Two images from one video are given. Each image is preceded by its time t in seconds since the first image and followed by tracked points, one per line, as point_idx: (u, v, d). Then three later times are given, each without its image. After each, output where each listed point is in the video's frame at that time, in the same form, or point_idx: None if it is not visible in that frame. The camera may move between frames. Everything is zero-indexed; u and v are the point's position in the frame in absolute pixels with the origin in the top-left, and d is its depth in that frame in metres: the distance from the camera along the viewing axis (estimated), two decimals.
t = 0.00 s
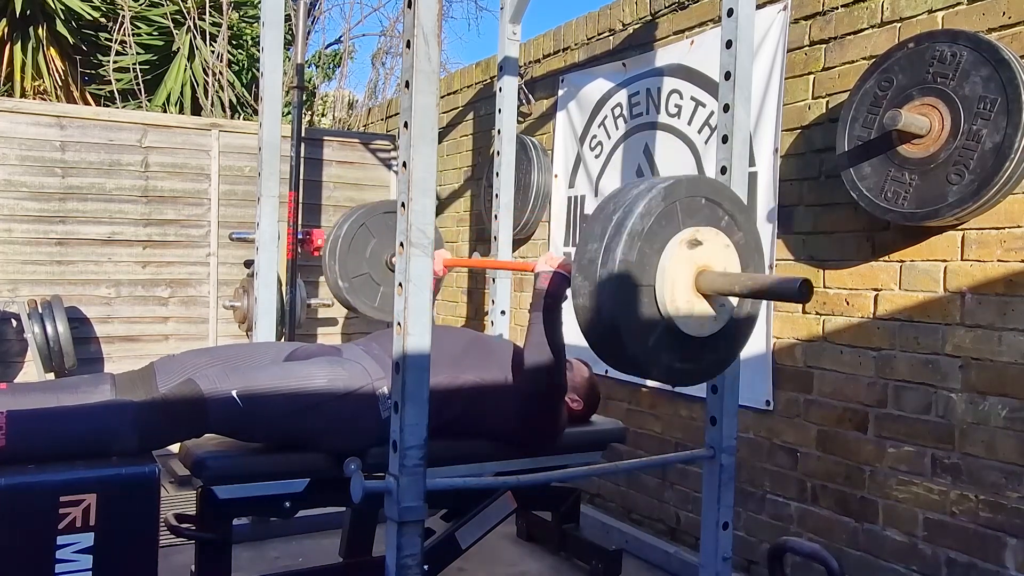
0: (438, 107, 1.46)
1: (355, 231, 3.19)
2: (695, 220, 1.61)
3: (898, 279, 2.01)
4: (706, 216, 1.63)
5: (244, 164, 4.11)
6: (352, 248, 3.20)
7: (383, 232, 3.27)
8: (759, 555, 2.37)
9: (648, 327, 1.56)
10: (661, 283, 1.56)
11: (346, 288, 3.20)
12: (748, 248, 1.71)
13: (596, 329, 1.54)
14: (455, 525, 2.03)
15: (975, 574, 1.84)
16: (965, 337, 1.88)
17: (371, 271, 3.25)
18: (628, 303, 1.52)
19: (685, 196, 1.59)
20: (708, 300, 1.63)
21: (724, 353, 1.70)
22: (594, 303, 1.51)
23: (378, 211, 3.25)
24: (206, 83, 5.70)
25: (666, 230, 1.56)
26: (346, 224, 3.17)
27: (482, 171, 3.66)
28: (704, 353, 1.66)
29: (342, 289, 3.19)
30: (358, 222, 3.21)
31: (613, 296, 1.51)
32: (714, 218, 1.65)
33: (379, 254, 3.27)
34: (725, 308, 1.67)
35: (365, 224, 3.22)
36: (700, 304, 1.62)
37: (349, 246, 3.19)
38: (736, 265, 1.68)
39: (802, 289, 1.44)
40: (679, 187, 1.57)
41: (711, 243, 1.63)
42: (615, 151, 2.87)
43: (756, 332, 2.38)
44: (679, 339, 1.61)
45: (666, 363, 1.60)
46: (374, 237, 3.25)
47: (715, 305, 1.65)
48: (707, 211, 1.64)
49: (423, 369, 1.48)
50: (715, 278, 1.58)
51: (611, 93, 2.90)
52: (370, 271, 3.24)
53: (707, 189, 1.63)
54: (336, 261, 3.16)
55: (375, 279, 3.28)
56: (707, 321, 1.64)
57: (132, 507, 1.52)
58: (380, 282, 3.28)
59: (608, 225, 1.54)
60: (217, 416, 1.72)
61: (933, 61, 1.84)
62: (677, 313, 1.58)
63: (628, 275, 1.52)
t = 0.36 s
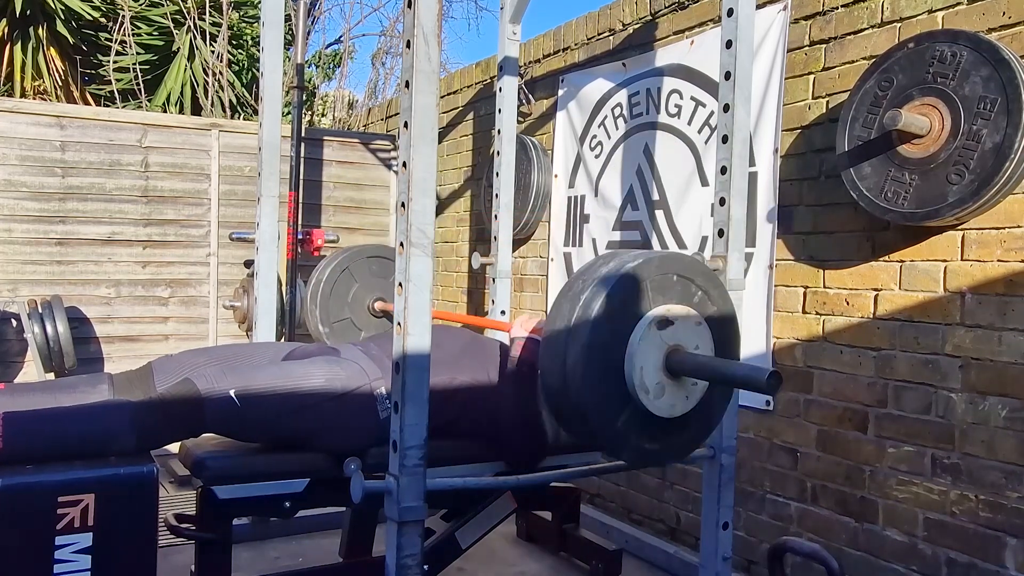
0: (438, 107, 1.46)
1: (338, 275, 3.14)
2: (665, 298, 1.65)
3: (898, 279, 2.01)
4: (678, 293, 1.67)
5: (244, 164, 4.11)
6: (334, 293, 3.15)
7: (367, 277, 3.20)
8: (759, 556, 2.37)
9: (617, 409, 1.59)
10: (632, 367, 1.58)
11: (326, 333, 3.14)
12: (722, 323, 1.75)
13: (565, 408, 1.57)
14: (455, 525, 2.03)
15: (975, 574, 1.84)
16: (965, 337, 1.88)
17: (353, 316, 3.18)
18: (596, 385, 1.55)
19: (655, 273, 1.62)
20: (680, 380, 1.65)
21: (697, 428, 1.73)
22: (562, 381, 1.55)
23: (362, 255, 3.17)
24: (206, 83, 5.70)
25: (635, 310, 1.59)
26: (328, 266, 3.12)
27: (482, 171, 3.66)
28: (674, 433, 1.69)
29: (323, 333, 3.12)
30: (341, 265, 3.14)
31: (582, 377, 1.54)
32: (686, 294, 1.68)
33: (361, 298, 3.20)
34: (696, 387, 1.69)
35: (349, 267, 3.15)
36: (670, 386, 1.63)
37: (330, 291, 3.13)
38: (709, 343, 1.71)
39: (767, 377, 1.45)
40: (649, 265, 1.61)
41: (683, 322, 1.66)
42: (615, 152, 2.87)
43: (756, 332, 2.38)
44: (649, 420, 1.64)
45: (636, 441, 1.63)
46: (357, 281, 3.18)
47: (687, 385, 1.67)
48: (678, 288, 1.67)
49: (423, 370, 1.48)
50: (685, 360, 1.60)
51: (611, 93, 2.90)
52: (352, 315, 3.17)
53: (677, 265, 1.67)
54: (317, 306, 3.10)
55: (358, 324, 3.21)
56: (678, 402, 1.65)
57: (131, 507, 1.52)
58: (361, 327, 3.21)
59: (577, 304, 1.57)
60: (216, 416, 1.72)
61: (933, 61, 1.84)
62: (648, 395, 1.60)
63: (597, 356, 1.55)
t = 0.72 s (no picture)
0: (438, 107, 1.46)
1: (340, 264, 3.11)
2: (668, 276, 1.63)
3: (898, 279, 2.01)
4: (681, 271, 1.65)
5: (244, 164, 4.11)
6: (337, 281, 3.12)
7: (369, 265, 3.18)
8: (759, 555, 2.37)
9: (618, 388, 1.58)
10: (635, 342, 1.57)
11: (329, 322, 3.11)
12: (724, 301, 1.73)
13: (566, 387, 1.55)
14: (455, 525, 2.03)
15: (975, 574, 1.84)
16: (965, 337, 1.88)
17: (356, 304, 3.15)
18: (598, 363, 1.54)
19: (658, 251, 1.60)
20: (683, 357, 1.64)
21: (699, 406, 1.72)
22: (565, 361, 1.53)
23: (364, 243, 3.15)
24: (206, 83, 5.70)
25: (638, 288, 1.58)
26: (331, 255, 3.09)
27: (482, 171, 3.66)
28: (675, 413, 1.68)
29: (325, 322, 3.10)
30: (343, 254, 3.12)
31: (583, 357, 1.52)
32: (688, 272, 1.66)
33: (364, 287, 3.17)
34: (699, 365, 1.68)
35: (351, 257, 3.14)
36: (673, 362, 1.62)
37: (333, 280, 3.11)
38: (712, 320, 1.69)
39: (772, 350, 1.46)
40: (652, 243, 1.58)
41: (685, 299, 1.64)
42: (615, 151, 2.87)
43: (756, 332, 2.38)
44: (652, 396, 1.63)
45: (638, 420, 1.61)
46: (360, 269, 3.16)
47: (690, 362, 1.66)
48: (681, 266, 1.65)
49: (423, 370, 1.48)
50: (689, 336, 1.60)
51: (611, 93, 2.90)
52: (355, 304, 3.14)
53: (680, 243, 1.64)
54: (319, 295, 3.08)
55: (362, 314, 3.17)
56: (681, 379, 1.65)
57: (131, 507, 1.52)
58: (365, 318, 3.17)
59: (580, 282, 1.54)
60: (216, 415, 1.72)
61: (933, 61, 1.84)
62: (651, 371, 1.59)
63: (598, 335, 1.53)
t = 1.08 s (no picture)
0: (438, 107, 1.46)
1: (354, 203, 3.22)
2: (689, 170, 1.61)
3: (898, 279, 2.01)
4: (701, 167, 1.64)
5: (244, 164, 4.11)
6: (350, 221, 3.23)
7: (381, 205, 3.30)
8: (759, 555, 2.37)
9: (641, 278, 1.56)
10: (655, 232, 1.56)
11: (344, 260, 3.23)
12: (742, 201, 1.71)
13: (590, 278, 1.53)
14: (455, 525, 2.03)
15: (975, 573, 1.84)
16: (964, 338, 1.88)
17: (369, 243, 3.27)
18: (621, 253, 1.52)
19: (678, 145, 1.58)
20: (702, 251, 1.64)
21: (719, 304, 1.71)
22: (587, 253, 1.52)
23: (377, 183, 3.28)
24: (206, 83, 5.70)
25: (659, 179, 1.56)
26: (345, 195, 3.19)
27: (482, 171, 3.66)
28: (696, 311, 1.66)
29: (340, 261, 3.22)
30: (357, 193, 3.23)
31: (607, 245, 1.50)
32: (707, 169, 1.65)
33: (376, 227, 3.30)
34: (717, 261, 1.67)
35: (365, 195, 3.25)
36: (693, 255, 1.62)
37: (346, 220, 3.21)
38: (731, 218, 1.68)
39: (793, 232, 1.46)
40: (673, 135, 1.57)
41: (705, 194, 1.63)
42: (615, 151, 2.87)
43: (756, 332, 2.38)
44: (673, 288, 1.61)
45: (660, 311, 1.59)
46: (372, 209, 3.28)
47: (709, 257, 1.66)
48: (701, 162, 1.64)
49: (423, 369, 1.48)
50: (707, 227, 1.59)
51: (611, 93, 2.90)
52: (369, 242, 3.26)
53: (701, 139, 1.63)
54: (334, 233, 3.18)
55: (374, 252, 3.31)
56: (701, 273, 1.64)
57: (132, 507, 1.52)
58: (378, 256, 3.31)
59: (602, 173, 1.54)
60: (218, 416, 1.72)
61: (933, 60, 1.84)
62: (672, 263, 1.58)
63: (620, 225, 1.51)
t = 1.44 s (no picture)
0: (438, 107, 1.46)
1: (355, 198, 3.17)
2: (693, 150, 1.62)
3: (898, 279, 2.01)
4: (705, 147, 1.64)
5: (244, 164, 4.11)
6: (352, 216, 3.18)
7: (381, 201, 3.26)
8: (759, 555, 2.37)
9: (648, 256, 1.57)
10: (659, 209, 1.57)
11: (347, 255, 3.18)
12: (747, 181, 1.71)
13: (598, 257, 1.55)
14: (455, 525, 2.03)
15: (975, 574, 1.84)
16: (964, 338, 1.88)
17: (372, 238, 3.23)
18: (626, 231, 1.53)
19: (682, 125, 1.59)
20: (707, 229, 1.64)
21: (725, 284, 1.71)
22: (593, 234, 1.54)
23: (377, 178, 3.24)
24: (206, 83, 5.70)
25: (663, 159, 1.57)
26: (346, 191, 3.15)
27: (482, 171, 3.66)
28: (702, 290, 1.66)
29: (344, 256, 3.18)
30: (357, 189, 3.19)
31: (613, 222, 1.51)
32: (712, 149, 1.65)
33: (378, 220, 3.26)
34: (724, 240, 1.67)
35: (365, 191, 3.21)
36: (698, 233, 1.62)
37: (349, 215, 3.17)
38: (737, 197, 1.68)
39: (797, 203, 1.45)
40: (676, 116, 1.57)
41: (710, 172, 1.63)
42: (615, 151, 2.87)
43: (756, 332, 2.38)
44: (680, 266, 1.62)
45: (667, 289, 1.60)
46: (374, 204, 3.24)
47: (715, 235, 1.65)
48: (705, 142, 1.64)
49: (423, 369, 1.48)
50: (712, 205, 1.59)
51: (611, 93, 2.90)
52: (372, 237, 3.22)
53: (705, 119, 1.63)
54: (338, 229, 3.13)
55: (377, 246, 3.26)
56: (707, 251, 1.63)
57: (132, 507, 1.52)
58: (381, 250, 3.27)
59: (606, 154, 1.55)
60: (218, 417, 1.72)
61: (933, 60, 1.84)
62: (676, 240, 1.58)
63: (626, 204, 1.52)
